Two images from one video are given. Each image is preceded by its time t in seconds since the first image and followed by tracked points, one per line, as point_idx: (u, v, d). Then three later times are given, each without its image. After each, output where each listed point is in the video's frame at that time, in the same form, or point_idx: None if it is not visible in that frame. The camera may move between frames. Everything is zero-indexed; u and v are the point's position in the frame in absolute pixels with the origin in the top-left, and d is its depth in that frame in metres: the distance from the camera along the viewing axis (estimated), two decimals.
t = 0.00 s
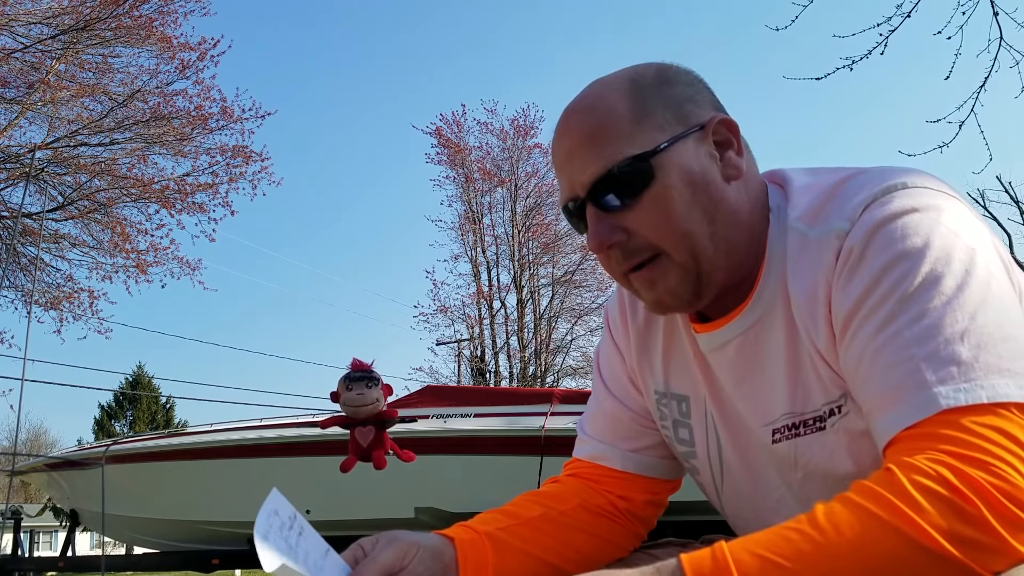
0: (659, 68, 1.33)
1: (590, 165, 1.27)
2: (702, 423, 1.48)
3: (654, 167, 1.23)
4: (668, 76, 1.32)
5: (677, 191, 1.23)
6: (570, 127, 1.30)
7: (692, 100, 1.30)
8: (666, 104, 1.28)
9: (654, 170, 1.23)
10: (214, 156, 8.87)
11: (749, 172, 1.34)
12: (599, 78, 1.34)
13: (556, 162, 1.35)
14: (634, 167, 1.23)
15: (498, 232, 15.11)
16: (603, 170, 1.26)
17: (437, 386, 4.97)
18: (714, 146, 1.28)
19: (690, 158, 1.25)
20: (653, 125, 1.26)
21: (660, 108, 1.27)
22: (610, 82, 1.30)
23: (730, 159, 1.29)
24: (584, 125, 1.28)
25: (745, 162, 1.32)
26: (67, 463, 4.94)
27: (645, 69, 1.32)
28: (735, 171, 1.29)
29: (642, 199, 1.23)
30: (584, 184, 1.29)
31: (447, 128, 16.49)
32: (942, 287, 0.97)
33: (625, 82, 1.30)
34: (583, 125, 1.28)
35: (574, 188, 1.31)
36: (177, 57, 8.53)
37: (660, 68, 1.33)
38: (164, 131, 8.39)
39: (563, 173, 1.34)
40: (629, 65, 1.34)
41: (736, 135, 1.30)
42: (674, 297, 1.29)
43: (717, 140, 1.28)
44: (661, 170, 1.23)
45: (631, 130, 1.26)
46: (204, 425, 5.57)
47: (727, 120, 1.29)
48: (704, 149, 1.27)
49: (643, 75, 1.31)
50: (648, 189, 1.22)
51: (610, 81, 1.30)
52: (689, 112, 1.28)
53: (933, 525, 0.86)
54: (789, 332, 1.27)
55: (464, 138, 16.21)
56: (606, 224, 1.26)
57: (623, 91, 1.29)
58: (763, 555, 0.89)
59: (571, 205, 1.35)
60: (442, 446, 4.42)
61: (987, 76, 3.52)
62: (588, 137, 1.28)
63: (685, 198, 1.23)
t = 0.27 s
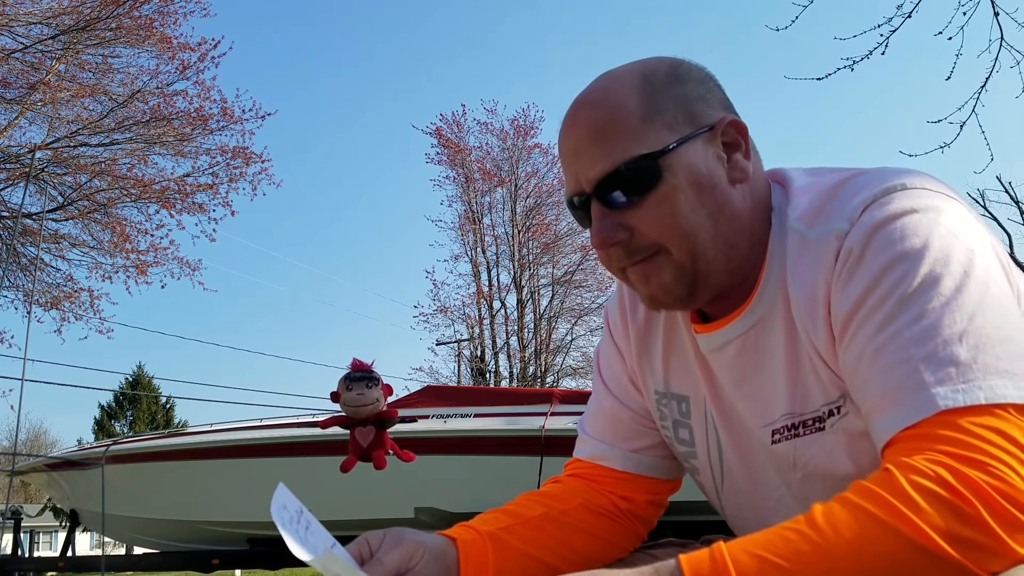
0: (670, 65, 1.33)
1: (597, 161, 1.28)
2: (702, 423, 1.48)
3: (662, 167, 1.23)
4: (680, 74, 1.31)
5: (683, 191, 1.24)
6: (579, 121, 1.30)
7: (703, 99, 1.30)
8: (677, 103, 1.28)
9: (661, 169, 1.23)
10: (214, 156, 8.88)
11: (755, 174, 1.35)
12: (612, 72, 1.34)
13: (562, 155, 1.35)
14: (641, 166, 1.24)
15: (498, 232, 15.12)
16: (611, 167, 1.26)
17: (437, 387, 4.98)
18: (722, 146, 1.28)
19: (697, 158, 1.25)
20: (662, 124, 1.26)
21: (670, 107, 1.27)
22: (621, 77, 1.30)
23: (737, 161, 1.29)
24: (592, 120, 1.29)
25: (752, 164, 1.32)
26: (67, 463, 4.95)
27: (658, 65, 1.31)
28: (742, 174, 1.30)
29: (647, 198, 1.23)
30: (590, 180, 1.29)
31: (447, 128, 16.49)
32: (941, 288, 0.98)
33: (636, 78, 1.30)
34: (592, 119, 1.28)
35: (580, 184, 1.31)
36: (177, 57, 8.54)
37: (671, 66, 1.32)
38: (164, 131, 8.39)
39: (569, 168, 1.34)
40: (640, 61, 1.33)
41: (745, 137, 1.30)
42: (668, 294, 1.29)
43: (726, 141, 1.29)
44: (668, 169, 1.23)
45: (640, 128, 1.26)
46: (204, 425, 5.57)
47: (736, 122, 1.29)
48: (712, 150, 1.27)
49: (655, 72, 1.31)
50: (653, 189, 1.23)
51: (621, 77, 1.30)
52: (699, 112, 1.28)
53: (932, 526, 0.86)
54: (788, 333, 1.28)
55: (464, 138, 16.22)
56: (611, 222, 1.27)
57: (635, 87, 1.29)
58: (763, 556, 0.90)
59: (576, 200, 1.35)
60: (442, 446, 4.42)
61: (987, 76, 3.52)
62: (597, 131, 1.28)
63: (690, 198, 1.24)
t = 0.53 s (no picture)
0: (693, 60, 1.31)
1: (621, 157, 1.26)
2: (701, 423, 1.49)
3: (688, 167, 1.23)
4: (702, 69, 1.30)
5: (707, 193, 1.24)
6: (602, 114, 1.27)
7: (725, 97, 1.30)
8: (701, 101, 1.27)
9: (688, 169, 1.23)
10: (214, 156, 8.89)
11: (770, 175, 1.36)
12: (634, 64, 1.31)
13: (579, 147, 1.32)
14: (667, 165, 1.23)
15: (498, 232, 15.12)
16: (636, 165, 1.24)
17: (437, 387, 4.98)
18: (742, 146, 1.29)
19: (721, 158, 1.25)
20: (688, 122, 1.25)
21: (695, 105, 1.26)
22: (646, 71, 1.28)
23: (755, 162, 1.30)
24: (619, 114, 1.25)
25: (769, 165, 1.33)
26: (67, 463, 4.96)
27: (682, 60, 1.30)
28: (760, 175, 1.31)
29: (671, 199, 1.23)
30: (612, 175, 1.27)
31: (447, 128, 16.49)
32: (934, 290, 0.98)
33: (661, 72, 1.27)
34: (619, 113, 1.25)
35: (601, 179, 1.29)
36: (177, 57, 8.55)
37: (693, 60, 1.31)
38: (164, 131, 8.39)
39: (587, 162, 1.31)
40: (662, 54, 1.31)
41: (763, 138, 1.31)
42: (688, 299, 1.30)
43: (745, 141, 1.29)
44: (693, 170, 1.23)
45: (667, 125, 1.24)
46: (205, 425, 5.57)
47: (756, 122, 1.30)
48: (733, 150, 1.27)
49: (677, 67, 1.29)
50: (678, 189, 1.22)
51: (645, 70, 1.28)
52: (721, 111, 1.28)
53: (918, 530, 0.87)
54: (786, 334, 1.28)
55: (464, 138, 16.22)
56: (631, 220, 1.26)
57: (659, 81, 1.27)
58: (752, 562, 0.90)
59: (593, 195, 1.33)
60: (442, 446, 4.43)
61: (987, 77, 3.52)
62: (622, 126, 1.25)
63: (713, 200, 1.24)
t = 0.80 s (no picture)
0: (702, 55, 1.31)
1: (633, 151, 1.25)
2: (697, 422, 1.49)
3: (699, 164, 1.23)
4: (711, 65, 1.30)
5: (716, 189, 1.24)
6: (612, 108, 1.26)
7: (734, 94, 1.31)
8: (711, 97, 1.27)
9: (698, 165, 1.23)
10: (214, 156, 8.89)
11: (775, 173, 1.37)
12: (644, 58, 1.31)
13: (587, 141, 1.32)
14: (678, 161, 1.22)
15: (498, 232, 15.12)
16: (648, 160, 1.24)
17: (437, 386, 4.98)
18: (749, 143, 1.29)
19: (729, 155, 1.26)
20: (699, 118, 1.25)
21: (706, 100, 1.26)
22: (656, 65, 1.28)
23: (762, 159, 1.31)
24: (629, 108, 1.25)
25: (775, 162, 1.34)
26: (67, 464, 4.96)
27: (692, 55, 1.30)
28: (767, 172, 1.32)
29: (681, 196, 1.23)
30: (621, 170, 1.27)
31: (447, 128, 16.49)
32: (928, 293, 0.98)
33: (671, 67, 1.27)
34: (628, 108, 1.25)
35: (609, 173, 1.29)
36: (177, 57, 8.55)
37: (702, 55, 1.31)
38: (164, 131, 8.39)
39: (595, 157, 1.31)
40: (672, 49, 1.31)
41: (769, 136, 1.32)
42: (698, 296, 1.30)
43: (752, 138, 1.30)
44: (704, 166, 1.23)
45: (678, 120, 1.24)
46: (205, 425, 5.58)
47: (764, 119, 1.30)
48: (741, 147, 1.28)
49: (688, 62, 1.29)
50: (688, 186, 1.23)
51: (655, 65, 1.28)
52: (731, 107, 1.28)
53: (908, 535, 0.87)
54: (782, 333, 1.29)
55: (464, 138, 16.23)
56: (640, 216, 1.26)
57: (671, 76, 1.27)
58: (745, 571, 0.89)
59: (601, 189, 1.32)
60: (442, 446, 4.43)
61: (987, 77, 3.52)
62: (634, 119, 1.25)
63: (723, 196, 1.25)
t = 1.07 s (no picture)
0: (699, 51, 1.33)
1: (642, 139, 1.26)
2: (697, 421, 1.50)
3: (708, 147, 1.23)
4: (709, 61, 1.33)
5: (727, 172, 1.24)
6: (615, 102, 1.28)
7: (732, 87, 1.33)
8: (712, 86, 1.29)
9: (708, 146, 1.23)
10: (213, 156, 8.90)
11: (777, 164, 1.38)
12: (643, 54, 1.33)
13: (591, 138, 1.32)
14: (688, 146, 1.23)
15: (498, 232, 15.12)
16: (658, 146, 1.24)
17: (437, 386, 4.98)
18: (752, 132, 1.31)
19: (735, 140, 1.27)
20: (703, 105, 1.26)
21: (707, 89, 1.28)
22: (655, 58, 1.30)
23: (763, 149, 1.32)
24: (633, 99, 1.26)
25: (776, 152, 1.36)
26: (67, 463, 4.96)
27: (688, 48, 1.32)
28: (770, 160, 1.33)
29: (694, 178, 1.22)
30: (632, 158, 1.27)
31: (448, 128, 16.50)
32: (922, 295, 0.98)
33: (670, 60, 1.30)
34: (632, 100, 1.26)
35: (620, 163, 1.29)
36: (177, 57, 8.56)
37: (699, 51, 1.34)
38: (164, 131, 8.39)
39: (602, 151, 1.31)
40: (669, 45, 1.34)
41: (769, 125, 1.33)
42: (713, 280, 1.28)
43: (753, 129, 1.31)
44: (713, 150, 1.23)
45: (684, 107, 1.25)
46: (205, 425, 5.58)
47: (761, 110, 1.32)
48: (744, 134, 1.29)
49: (686, 56, 1.32)
50: (700, 167, 1.22)
51: (655, 58, 1.30)
52: (732, 96, 1.30)
53: (896, 540, 0.88)
54: (781, 332, 1.29)
55: (464, 138, 16.23)
56: (655, 203, 1.25)
57: (671, 66, 1.29)
58: None
59: (611, 181, 1.31)
60: (442, 445, 4.43)
61: (986, 77, 3.52)
62: (640, 108, 1.26)
63: (733, 180, 1.24)
